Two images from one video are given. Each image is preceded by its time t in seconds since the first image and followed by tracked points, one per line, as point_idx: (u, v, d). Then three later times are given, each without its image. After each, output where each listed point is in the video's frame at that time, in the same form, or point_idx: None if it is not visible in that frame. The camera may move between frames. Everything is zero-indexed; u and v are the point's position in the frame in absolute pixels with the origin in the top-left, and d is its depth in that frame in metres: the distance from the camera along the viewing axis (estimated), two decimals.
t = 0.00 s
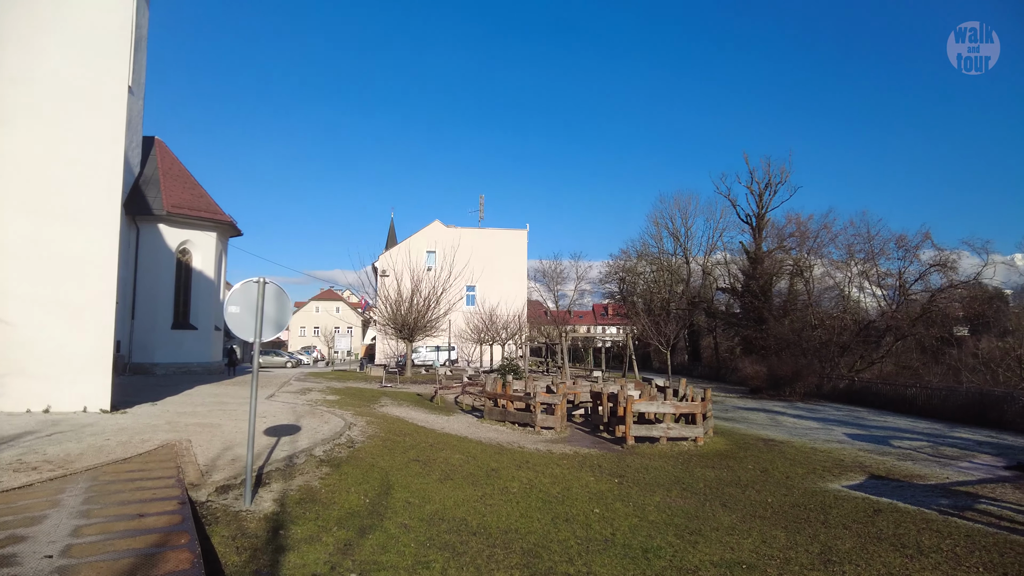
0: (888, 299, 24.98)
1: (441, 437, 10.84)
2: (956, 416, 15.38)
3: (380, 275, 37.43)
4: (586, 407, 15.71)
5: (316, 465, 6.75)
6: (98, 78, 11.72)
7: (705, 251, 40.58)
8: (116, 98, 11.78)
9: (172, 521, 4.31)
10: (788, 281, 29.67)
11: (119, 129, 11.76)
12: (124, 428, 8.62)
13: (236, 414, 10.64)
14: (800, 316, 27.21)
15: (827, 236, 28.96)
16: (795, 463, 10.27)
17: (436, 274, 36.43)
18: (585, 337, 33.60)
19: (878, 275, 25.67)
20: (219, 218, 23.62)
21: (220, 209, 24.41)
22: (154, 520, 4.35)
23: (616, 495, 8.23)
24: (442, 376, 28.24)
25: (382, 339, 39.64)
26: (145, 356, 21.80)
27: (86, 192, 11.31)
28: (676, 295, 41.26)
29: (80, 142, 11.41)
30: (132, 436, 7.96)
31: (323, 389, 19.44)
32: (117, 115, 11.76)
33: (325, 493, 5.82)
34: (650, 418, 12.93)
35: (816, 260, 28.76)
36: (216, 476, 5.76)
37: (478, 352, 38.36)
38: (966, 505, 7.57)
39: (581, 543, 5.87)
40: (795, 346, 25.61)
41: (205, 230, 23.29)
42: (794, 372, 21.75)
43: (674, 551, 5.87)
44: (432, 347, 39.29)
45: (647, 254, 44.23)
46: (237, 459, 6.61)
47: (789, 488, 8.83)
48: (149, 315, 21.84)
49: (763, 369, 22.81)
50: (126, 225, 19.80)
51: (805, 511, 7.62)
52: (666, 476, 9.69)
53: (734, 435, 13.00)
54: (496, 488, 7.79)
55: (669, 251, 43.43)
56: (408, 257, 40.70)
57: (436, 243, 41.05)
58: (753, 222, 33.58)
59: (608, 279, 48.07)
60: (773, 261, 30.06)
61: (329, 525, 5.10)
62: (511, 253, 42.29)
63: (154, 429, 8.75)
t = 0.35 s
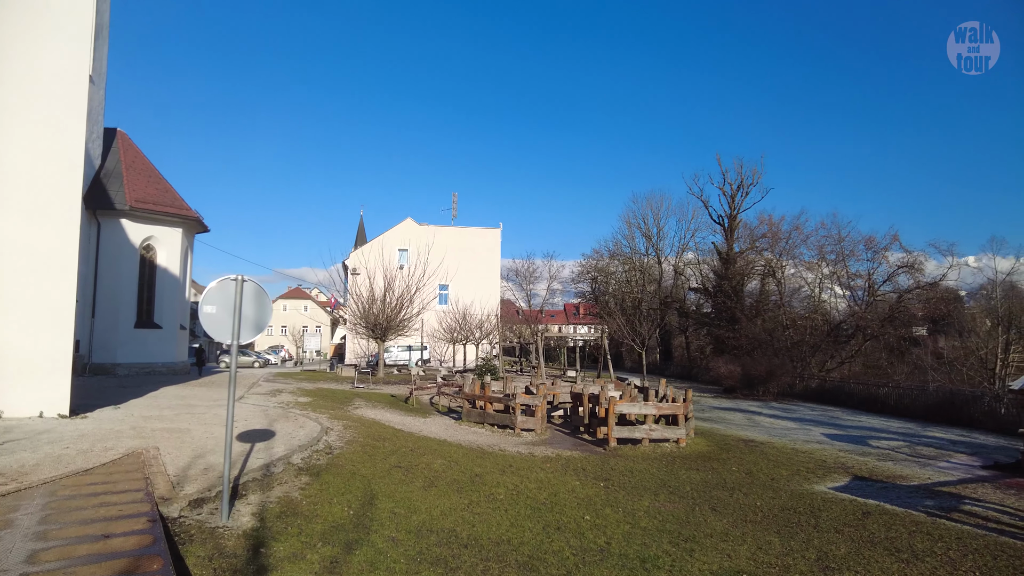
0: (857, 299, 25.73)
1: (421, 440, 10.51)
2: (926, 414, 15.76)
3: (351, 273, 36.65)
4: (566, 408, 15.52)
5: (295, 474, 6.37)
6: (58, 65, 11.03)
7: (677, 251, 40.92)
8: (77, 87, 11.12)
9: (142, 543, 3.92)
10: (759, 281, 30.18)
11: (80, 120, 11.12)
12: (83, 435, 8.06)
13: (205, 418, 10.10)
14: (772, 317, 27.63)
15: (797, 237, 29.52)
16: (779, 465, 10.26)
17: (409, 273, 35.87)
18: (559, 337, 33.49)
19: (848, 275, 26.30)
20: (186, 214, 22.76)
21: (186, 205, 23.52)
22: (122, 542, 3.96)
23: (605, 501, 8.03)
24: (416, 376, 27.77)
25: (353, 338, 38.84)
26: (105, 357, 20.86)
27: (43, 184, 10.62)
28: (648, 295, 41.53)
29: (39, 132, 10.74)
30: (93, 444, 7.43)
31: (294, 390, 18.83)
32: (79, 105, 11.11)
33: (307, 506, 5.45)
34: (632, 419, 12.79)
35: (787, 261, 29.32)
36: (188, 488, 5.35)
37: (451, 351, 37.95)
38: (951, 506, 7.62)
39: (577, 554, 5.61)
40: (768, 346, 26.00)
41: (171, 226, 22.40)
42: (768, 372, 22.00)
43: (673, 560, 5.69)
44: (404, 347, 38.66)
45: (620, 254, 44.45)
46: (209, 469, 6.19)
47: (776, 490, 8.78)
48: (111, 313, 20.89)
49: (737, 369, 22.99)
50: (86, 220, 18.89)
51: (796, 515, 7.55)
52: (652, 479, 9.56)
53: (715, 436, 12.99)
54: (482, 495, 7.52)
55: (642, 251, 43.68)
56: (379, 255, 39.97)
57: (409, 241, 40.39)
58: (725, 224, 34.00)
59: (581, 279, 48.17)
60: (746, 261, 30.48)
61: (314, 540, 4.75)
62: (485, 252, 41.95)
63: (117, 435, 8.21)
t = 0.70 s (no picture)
0: (838, 298, 26.23)
1: (414, 442, 10.22)
2: (911, 413, 16.00)
3: (331, 270, 36.00)
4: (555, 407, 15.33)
5: (290, 480, 6.06)
6: (33, 47, 10.38)
7: (658, 250, 41.09)
8: (53, 70, 10.39)
9: (137, 561, 3.63)
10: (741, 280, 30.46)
11: (57, 106, 10.39)
12: (60, 440, 7.63)
13: (188, 420, 9.69)
14: (755, 316, 27.89)
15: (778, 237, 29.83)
16: (775, 466, 10.22)
17: (390, 270, 35.37)
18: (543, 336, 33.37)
19: (830, 274, 26.72)
20: (162, 208, 22.03)
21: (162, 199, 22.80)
22: (115, 559, 3.67)
23: (606, 503, 7.87)
24: (398, 374, 27.38)
25: (333, 337, 38.19)
26: (79, 355, 20.14)
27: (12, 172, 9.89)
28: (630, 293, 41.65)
29: (11, 116, 10.02)
30: (72, 449, 7.03)
31: (275, 390, 18.36)
32: (55, 90, 10.39)
33: (308, 514, 5.17)
34: (625, 419, 12.65)
35: (770, 259, 29.52)
36: (179, 497, 5.03)
37: (434, 350, 37.56)
38: (952, 506, 7.64)
39: (589, 562, 5.42)
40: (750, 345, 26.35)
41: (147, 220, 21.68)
42: (753, 372, 22.15)
43: (686, 566, 5.54)
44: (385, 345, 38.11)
45: (602, 253, 44.53)
46: (199, 476, 5.85)
47: (776, 492, 8.72)
48: (84, 310, 20.16)
49: (722, 368, 23.10)
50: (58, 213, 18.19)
51: (800, 517, 7.47)
52: (651, 481, 9.43)
53: (707, 436, 12.95)
54: (482, 500, 7.27)
55: (624, 250, 43.79)
56: (360, 252, 39.35)
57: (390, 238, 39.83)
58: (707, 223, 34.23)
59: (563, 278, 48.17)
60: (728, 260, 30.71)
61: (319, 552, 4.48)
62: (468, 250, 41.60)
63: (96, 439, 7.78)
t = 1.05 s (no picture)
0: (820, 300, 26.65)
1: (408, 447, 9.98)
2: (896, 415, 16.29)
3: (312, 269, 35.39)
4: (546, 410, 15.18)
5: (291, 490, 5.81)
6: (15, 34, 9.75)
7: (641, 251, 41.23)
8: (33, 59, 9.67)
9: None
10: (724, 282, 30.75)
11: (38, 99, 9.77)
12: (41, 448, 7.26)
13: (174, 426, 9.33)
14: (738, 318, 28.17)
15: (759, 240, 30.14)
16: (772, 470, 10.22)
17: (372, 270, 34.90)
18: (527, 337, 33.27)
19: (812, 276, 27.11)
20: (140, 205, 21.52)
21: (139, 196, 22.29)
22: None
23: (610, 509, 7.76)
24: (382, 376, 26.99)
25: (313, 337, 37.56)
26: (51, 355, 19.50)
27: None
28: (613, 295, 41.77)
29: None
30: (54, 459, 6.67)
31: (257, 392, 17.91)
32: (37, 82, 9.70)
33: (314, 527, 4.94)
34: (619, 422, 12.53)
35: (752, 260, 29.68)
36: (178, 510, 4.77)
37: (416, 351, 37.20)
38: (952, 510, 7.69)
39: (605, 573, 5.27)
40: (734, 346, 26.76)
41: (124, 217, 21.18)
42: (738, 373, 22.33)
43: None
44: (366, 346, 37.59)
45: (584, 254, 44.58)
46: (195, 487, 5.57)
47: (776, 496, 8.70)
48: (57, 309, 19.54)
49: (707, 369, 23.25)
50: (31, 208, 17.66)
51: (804, 522, 7.44)
52: (650, 485, 9.35)
53: (701, 439, 12.93)
54: (485, 507, 7.09)
55: (607, 251, 43.87)
56: (340, 251, 38.75)
57: (372, 238, 39.29)
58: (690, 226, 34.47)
59: (545, 278, 48.14)
60: (711, 262, 30.95)
61: (331, 569, 4.26)
62: (450, 250, 41.28)
63: (78, 448, 7.42)
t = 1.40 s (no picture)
0: (806, 298, 26.78)
1: (407, 449, 9.74)
2: (887, 413, 16.51)
3: (295, 267, 34.77)
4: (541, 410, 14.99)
5: (296, 497, 5.56)
6: None
7: (627, 250, 41.22)
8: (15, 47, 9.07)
9: None
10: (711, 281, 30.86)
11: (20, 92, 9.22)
12: (25, 454, 6.90)
13: (162, 430, 8.98)
14: (726, 318, 28.37)
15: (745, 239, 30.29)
16: (774, 471, 10.18)
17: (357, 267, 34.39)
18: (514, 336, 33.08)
19: (798, 275, 27.23)
20: (119, 200, 20.99)
21: (118, 191, 21.76)
22: None
23: (618, 512, 7.61)
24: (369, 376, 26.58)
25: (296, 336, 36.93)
26: (26, 354, 18.92)
27: None
28: (599, 293, 41.75)
29: None
30: (41, 466, 6.34)
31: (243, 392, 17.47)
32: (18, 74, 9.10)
33: (326, 538, 4.70)
34: (617, 423, 12.39)
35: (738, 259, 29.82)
36: (181, 522, 4.50)
37: (402, 349, 36.79)
38: (958, 510, 7.70)
39: None
40: (722, 345, 27.25)
41: (102, 212, 20.65)
42: (728, 372, 22.40)
43: None
44: (350, 345, 37.08)
45: (570, 252, 44.48)
46: (196, 496, 5.29)
47: (781, 497, 8.65)
48: (32, 306, 18.98)
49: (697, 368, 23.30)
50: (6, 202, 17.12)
51: (814, 523, 7.37)
52: (653, 487, 9.24)
53: (698, 439, 12.87)
54: (493, 512, 6.89)
55: (592, 250, 43.76)
56: (323, 248, 38.14)
57: (356, 235, 38.76)
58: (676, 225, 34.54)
59: (530, 277, 47.97)
60: (698, 261, 31.03)
61: None
62: (436, 247, 40.89)
63: (64, 453, 7.07)
